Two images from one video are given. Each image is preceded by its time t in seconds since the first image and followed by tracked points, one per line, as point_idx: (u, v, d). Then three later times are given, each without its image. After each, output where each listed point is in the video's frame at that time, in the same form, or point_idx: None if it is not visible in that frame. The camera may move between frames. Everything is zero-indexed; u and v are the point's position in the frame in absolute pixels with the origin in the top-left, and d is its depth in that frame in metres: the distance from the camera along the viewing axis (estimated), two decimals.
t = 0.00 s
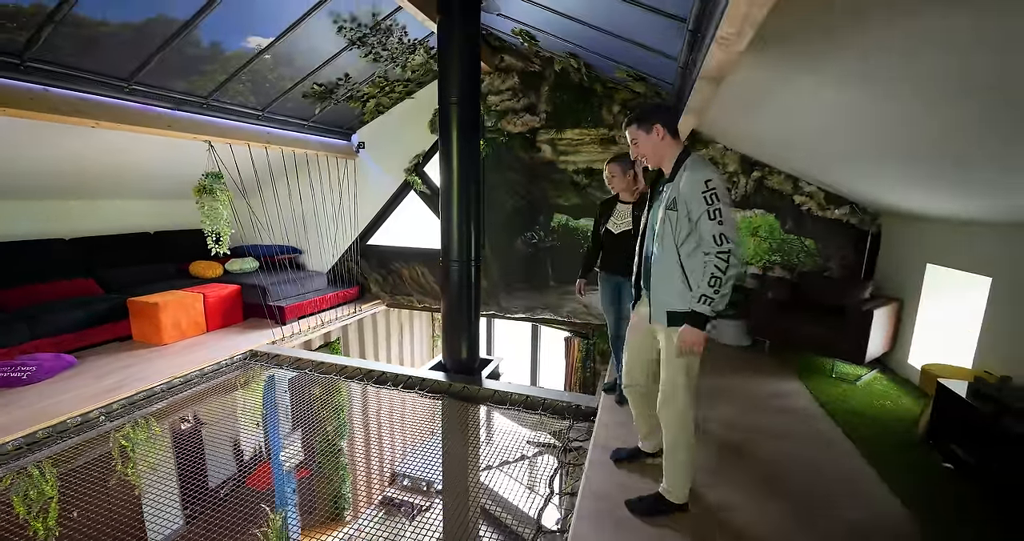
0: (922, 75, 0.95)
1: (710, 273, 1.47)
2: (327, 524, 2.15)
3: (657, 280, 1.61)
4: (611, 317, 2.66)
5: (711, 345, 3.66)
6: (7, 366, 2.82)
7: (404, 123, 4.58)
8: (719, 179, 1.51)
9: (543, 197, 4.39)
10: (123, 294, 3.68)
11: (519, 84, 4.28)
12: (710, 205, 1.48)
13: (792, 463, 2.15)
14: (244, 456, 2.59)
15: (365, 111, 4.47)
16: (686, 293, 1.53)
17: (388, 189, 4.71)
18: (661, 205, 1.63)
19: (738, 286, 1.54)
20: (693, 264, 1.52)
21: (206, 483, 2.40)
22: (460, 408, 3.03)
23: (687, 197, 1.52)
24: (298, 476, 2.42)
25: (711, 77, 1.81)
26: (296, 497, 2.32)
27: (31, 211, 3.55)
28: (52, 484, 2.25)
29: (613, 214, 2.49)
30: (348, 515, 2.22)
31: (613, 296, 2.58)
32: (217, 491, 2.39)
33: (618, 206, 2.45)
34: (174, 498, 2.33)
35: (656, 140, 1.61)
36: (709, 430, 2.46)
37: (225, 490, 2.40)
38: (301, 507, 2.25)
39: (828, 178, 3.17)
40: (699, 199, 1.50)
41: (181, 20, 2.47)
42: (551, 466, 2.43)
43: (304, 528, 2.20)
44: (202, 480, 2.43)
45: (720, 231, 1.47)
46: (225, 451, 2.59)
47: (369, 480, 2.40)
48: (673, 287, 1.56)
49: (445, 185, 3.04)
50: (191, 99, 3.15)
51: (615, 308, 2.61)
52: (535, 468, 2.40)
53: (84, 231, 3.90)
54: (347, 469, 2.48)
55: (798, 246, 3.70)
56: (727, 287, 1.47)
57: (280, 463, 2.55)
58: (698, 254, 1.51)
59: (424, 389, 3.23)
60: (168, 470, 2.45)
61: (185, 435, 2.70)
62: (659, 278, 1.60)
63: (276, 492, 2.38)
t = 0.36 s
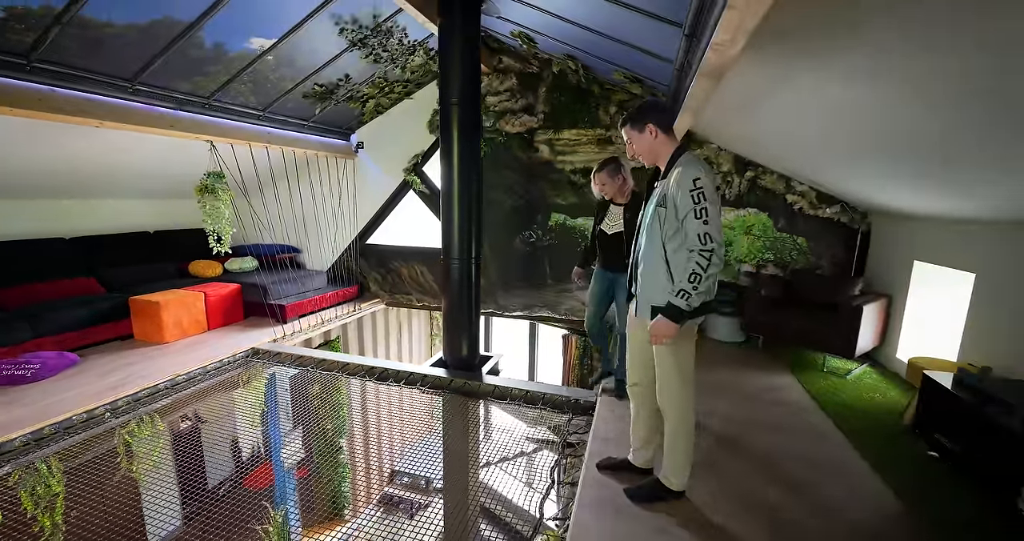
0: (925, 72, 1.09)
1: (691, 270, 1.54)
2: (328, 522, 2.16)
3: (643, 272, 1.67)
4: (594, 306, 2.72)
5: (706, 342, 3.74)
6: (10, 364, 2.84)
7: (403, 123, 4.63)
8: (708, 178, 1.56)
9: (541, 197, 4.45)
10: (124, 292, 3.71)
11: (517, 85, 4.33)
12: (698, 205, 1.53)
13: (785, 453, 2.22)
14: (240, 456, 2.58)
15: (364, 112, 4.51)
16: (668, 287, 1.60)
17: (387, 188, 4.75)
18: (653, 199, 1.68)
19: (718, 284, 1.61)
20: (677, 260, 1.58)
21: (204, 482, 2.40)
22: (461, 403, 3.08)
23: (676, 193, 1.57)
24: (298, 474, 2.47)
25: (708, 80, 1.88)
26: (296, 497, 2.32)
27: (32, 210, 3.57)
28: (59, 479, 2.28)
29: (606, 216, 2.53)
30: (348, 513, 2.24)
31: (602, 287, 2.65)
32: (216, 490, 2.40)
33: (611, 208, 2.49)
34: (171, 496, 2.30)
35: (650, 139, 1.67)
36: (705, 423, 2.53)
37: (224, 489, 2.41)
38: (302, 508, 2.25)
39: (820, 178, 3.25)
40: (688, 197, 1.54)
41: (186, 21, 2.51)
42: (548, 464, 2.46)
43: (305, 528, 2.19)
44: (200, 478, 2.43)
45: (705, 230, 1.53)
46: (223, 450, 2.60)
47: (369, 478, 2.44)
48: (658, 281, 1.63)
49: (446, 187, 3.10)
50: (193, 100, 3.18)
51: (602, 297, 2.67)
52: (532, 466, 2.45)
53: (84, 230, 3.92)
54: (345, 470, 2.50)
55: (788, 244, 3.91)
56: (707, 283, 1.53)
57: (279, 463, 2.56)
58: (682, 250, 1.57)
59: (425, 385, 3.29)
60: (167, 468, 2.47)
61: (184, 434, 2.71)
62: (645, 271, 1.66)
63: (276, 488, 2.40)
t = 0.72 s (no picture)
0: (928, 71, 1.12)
1: (682, 267, 1.60)
2: (325, 520, 2.26)
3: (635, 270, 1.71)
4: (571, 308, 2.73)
5: (699, 339, 3.81)
6: (9, 363, 2.85)
7: (399, 123, 4.65)
8: (695, 176, 1.62)
9: (537, 196, 4.49)
10: (121, 291, 3.71)
11: (513, 86, 4.38)
12: (686, 202, 1.59)
13: (774, 444, 2.29)
14: (238, 454, 2.61)
15: (361, 112, 4.53)
16: (660, 283, 1.65)
17: (384, 187, 4.78)
18: (642, 197, 1.73)
19: (708, 279, 1.67)
20: (668, 256, 1.64)
21: (201, 483, 2.42)
22: (460, 399, 3.12)
23: (664, 192, 1.62)
24: (295, 473, 2.49)
25: (701, 81, 1.94)
26: (295, 496, 2.41)
27: (28, 210, 3.57)
28: (60, 476, 2.28)
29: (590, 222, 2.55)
30: (345, 511, 2.32)
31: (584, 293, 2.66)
32: (214, 490, 2.43)
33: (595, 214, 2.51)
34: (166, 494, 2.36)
35: (641, 140, 1.73)
36: (699, 416, 2.59)
37: (221, 489, 2.44)
38: (301, 509, 2.37)
39: (810, 177, 3.32)
40: (677, 195, 1.60)
41: (185, 22, 2.53)
42: (545, 461, 2.50)
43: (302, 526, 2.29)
44: (198, 479, 2.46)
45: (693, 227, 1.59)
46: (219, 450, 2.60)
47: (365, 478, 2.52)
48: (649, 278, 1.67)
49: (444, 187, 3.14)
50: (191, 99, 3.19)
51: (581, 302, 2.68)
52: (530, 463, 2.48)
53: (80, 230, 3.91)
54: (343, 467, 2.54)
55: (780, 243, 4.01)
56: (694, 281, 1.61)
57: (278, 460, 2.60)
58: (672, 247, 1.63)
59: (424, 381, 3.33)
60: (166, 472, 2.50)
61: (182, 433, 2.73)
62: (636, 268, 1.70)
63: (275, 489, 2.47)
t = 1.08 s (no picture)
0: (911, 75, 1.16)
1: (672, 256, 1.63)
2: (322, 519, 2.25)
3: (628, 263, 1.76)
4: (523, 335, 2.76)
5: (693, 335, 3.87)
6: (7, 363, 2.85)
7: (396, 122, 4.67)
8: (681, 170, 1.66)
9: (533, 195, 4.53)
10: (119, 291, 3.72)
11: (509, 86, 4.41)
12: (672, 194, 1.63)
13: (766, 436, 2.34)
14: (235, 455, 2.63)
15: (357, 111, 4.54)
16: (651, 274, 1.69)
17: (381, 187, 4.80)
18: (631, 193, 1.77)
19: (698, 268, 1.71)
20: (658, 248, 1.67)
21: (198, 481, 2.42)
22: (457, 397, 3.15)
23: (651, 186, 1.66)
24: (293, 471, 2.51)
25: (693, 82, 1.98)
26: (293, 493, 2.40)
27: (25, 210, 3.56)
28: (60, 473, 2.31)
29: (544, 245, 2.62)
30: (342, 509, 2.30)
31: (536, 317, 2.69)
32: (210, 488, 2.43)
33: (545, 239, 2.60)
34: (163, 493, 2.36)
35: (625, 142, 1.75)
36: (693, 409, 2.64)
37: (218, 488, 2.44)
38: (298, 505, 2.32)
39: (801, 175, 3.38)
40: (663, 188, 1.64)
41: (184, 22, 2.54)
42: (542, 457, 2.56)
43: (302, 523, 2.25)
44: (195, 477, 2.46)
45: (681, 217, 1.63)
46: (217, 448, 2.62)
47: (364, 476, 2.49)
48: (640, 270, 1.71)
49: (441, 186, 3.17)
50: (189, 99, 3.20)
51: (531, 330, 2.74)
52: (527, 461, 2.52)
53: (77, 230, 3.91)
54: (341, 467, 2.55)
55: (774, 240, 4.05)
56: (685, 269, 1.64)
57: (277, 459, 2.59)
58: (661, 239, 1.67)
59: (422, 379, 3.36)
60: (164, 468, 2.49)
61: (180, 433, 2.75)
62: (631, 262, 1.75)
63: (272, 486, 2.45)
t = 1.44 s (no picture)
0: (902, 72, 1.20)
1: (669, 259, 1.69)
2: (326, 516, 2.29)
3: (620, 263, 1.77)
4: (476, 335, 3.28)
5: (691, 333, 3.91)
6: (12, 361, 2.88)
7: (396, 122, 4.71)
8: (670, 173, 1.71)
9: (533, 195, 4.57)
10: (122, 290, 3.74)
11: (508, 86, 4.45)
12: (664, 198, 1.67)
13: (763, 430, 2.38)
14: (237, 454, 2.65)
15: (358, 112, 4.58)
16: (648, 276, 1.73)
17: (381, 186, 4.84)
18: (621, 195, 1.79)
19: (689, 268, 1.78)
20: (652, 250, 1.72)
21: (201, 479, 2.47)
22: (458, 394, 3.19)
23: (643, 189, 1.69)
24: (297, 469, 2.52)
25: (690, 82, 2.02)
26: (295, 490, 2.42)
27: (28, 210, 3.59)
28: (68, 469, 2.35)
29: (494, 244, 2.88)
30: (344, 507, 2.34)
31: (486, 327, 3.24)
32: (212, 487, 2.47)
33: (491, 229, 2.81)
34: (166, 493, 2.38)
35: (614, 143, 1.78)
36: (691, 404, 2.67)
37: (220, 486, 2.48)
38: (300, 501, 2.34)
39: (797, 174, 3.43)
40: (655, 192, 1.68)
41: (189, 23, 2.58)
42: (542, 455, 2.57)
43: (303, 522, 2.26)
44: (197, 475, 2.49)
45: (675, 220, 1.68)
46: (218, 446, 2.65)
47: (364, 477, 2.52)
48: (635, 271, 1.74)
49: (442, 186, 3.21)
50: (191, 99, 3.23)
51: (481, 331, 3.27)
52: (527, 458, 2.55)
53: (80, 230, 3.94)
54: (342, 465, 2.58)
55: (770, 239, 4.10)
56: (683, 271, 1.70)
57: (279, 457, 2.61)
58: (655, 242, 1.71)
59: (423, 376, 3.39)
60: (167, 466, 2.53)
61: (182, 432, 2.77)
62: (622, 262, 1.76)
63: (276, 485, 2.48)
